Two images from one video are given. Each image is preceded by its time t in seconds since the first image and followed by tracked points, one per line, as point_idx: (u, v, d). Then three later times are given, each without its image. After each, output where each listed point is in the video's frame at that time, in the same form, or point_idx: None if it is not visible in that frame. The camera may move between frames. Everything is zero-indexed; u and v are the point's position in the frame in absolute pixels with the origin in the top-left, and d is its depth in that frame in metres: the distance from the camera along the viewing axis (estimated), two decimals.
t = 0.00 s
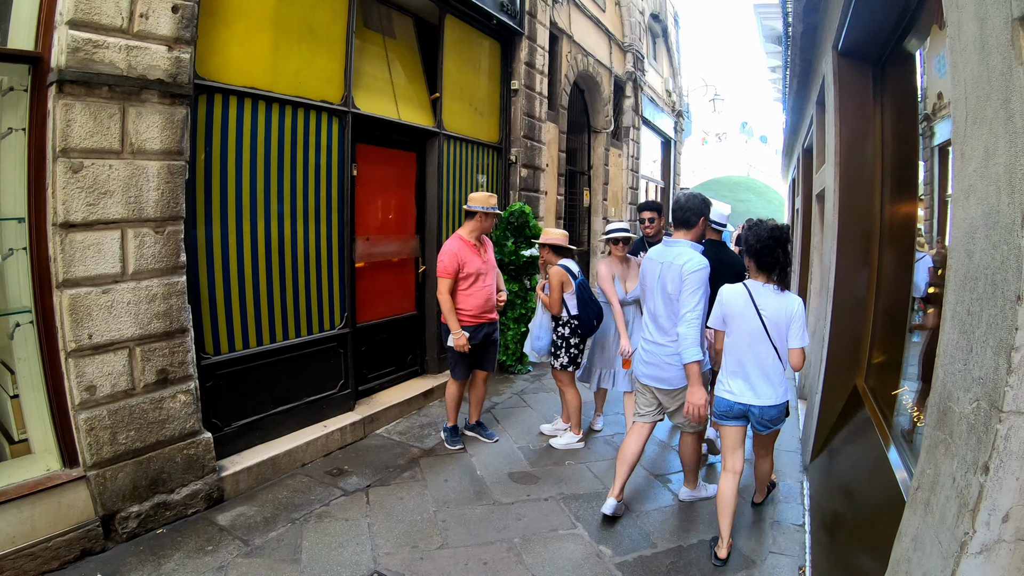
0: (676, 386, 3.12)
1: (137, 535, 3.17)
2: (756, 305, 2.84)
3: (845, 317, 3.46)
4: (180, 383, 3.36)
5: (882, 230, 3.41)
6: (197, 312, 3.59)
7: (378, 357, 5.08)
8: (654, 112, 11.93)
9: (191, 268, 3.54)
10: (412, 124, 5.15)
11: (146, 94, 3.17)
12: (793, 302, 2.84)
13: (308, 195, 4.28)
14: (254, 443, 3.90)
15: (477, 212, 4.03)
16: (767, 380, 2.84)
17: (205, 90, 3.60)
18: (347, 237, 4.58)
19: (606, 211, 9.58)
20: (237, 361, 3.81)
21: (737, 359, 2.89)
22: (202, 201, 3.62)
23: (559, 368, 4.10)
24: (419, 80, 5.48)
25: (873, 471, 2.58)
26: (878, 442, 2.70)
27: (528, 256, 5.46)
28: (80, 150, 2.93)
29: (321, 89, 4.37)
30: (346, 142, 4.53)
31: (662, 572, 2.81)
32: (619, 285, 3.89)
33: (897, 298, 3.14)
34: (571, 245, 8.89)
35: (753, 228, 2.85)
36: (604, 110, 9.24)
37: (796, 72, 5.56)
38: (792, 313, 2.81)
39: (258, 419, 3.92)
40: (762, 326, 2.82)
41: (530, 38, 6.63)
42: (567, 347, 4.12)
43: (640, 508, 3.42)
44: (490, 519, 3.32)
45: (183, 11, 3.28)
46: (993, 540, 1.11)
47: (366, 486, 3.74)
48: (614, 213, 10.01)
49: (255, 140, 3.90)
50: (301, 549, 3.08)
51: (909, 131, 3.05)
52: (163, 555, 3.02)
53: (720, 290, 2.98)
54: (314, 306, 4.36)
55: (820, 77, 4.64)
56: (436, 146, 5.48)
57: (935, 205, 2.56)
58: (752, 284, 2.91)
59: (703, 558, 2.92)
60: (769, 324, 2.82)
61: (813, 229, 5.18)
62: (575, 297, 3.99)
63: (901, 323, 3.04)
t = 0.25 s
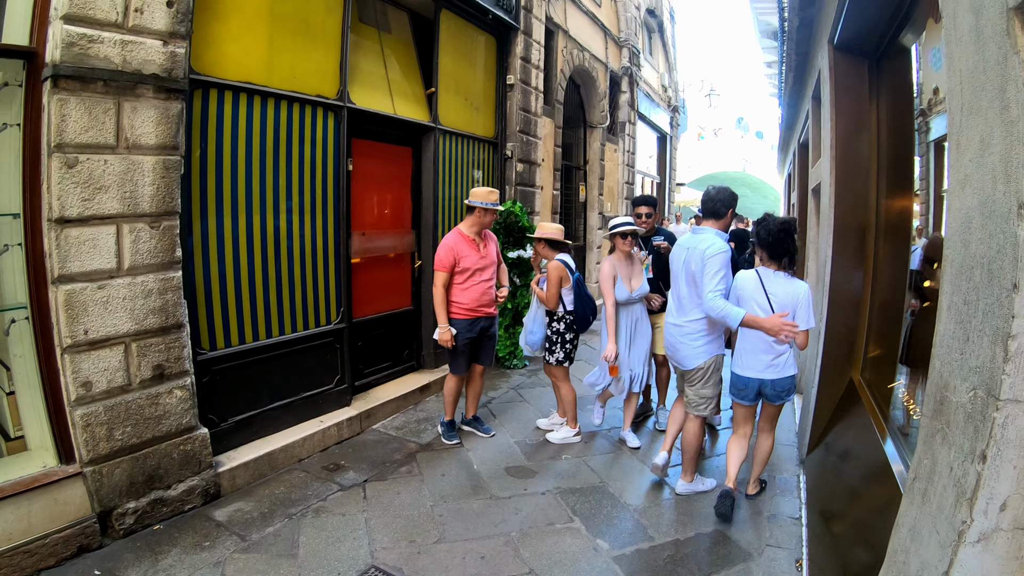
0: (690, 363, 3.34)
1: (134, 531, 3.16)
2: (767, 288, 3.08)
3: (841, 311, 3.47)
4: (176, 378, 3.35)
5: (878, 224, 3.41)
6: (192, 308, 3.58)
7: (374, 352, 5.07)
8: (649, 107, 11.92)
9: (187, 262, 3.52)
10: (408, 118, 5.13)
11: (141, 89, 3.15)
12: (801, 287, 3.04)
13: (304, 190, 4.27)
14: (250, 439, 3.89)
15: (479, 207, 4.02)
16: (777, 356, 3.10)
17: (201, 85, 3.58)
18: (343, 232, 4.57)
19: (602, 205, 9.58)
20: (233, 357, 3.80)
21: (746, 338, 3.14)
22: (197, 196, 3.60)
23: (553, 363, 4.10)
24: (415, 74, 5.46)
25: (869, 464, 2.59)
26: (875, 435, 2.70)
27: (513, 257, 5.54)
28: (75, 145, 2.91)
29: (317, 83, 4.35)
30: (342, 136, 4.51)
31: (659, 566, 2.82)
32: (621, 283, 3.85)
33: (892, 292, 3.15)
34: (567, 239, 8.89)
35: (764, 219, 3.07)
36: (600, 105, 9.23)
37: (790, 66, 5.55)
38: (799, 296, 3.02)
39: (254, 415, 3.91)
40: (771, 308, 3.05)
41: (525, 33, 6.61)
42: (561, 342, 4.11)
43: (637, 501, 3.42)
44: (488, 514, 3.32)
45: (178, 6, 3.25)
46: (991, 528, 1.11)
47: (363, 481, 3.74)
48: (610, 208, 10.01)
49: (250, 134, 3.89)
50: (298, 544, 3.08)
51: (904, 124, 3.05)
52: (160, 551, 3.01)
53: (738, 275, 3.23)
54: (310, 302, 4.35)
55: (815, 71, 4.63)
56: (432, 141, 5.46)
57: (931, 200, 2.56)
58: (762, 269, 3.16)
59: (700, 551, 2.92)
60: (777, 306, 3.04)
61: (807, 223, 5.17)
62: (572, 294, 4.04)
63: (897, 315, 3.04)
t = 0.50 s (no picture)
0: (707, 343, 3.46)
1: (134, 525, 3.16)
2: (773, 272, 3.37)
3: (841, 303, 3.47)
4: (175, 372, 3.34)
5: (877, 216, 3.41)
6: (191, 301, 3.56)
7: (373, 345, 5.07)
8: (648, 100, 11.89)
9: (185, 255, 3.51)
10: (407, 111, 5.11)
11: (138, 81, 3.13)
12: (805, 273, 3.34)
13: (302, 183, 4.25)
14: (249, 432, 3.89)
15: (480, 200, 3.99)
16: (781, 335, 3.33)
17: (198, 77, 3.56)
18: (342, 225, 4.56)
19: (601, 198, 9.57)
20: (231, 350, 3.79)
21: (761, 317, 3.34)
22: (195, 188, 3.58)
23: (548, 356, 4.09)
24: (413, 67, 5.43)
25: (868, 456, 2.59)
26: (874, 427, 2.70)
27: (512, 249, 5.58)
28: (73, 139, 2.89)
29: (315, 76, 4.32)
30: (340, 129, 4.49)
31: (658, 558, 2.82)
32: (621, 279, 3.72)
33: (892, 284, 3.14)
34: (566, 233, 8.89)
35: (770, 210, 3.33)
36: (598, 98, 9.20)
37: (790, 58, 5.53)
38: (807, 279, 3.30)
39: (254, 408, 3.91)
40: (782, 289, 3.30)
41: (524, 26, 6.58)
42: (557, 335, 4.10)
43: (637, 494, 3.43)
44: (487, 506, 3.32)
45: None
46: (993, 519, 1.11)
47: (363, 474, 3.74)
48: (609, 201, 10.01)
49: (249, 127, 3.86)
50: (297, 537, 3.08)
51: (904, 116, 3.04)
52: (159, 545, 3.01)
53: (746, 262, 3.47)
54: (309, 295, 4.34)
55: (814, 63, 4.61)
56: (430, 134, 5.44)
57: (930, 193, 2.55)
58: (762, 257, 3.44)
59: (699, 543, 2.93)
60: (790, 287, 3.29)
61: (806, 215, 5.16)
62: (569, 287, 4.05)
63: (896, 308, 3.04)
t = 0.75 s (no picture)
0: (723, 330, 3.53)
1: (135, 518, 3.17)
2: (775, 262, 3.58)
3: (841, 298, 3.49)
4: (175, 365, 3.34)
5: (878, 210, 3.40)
6: (191, 295, 3.57)
7: (374, 338, 5.07)
8: (649, 93, 11.86)
9: (185, 249, 3.50)
10: (407, 104, 5.09)
11: (138, 75, 3.12)
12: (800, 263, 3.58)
13: (303, 176, 4.24)
14: (250, 426, 3.89)
15: (482, 192, 3.99)
16: (785, 323, 3.55)
17: (198, 70, 3.55)
18: (342, 218, 4.55)
19: (601, 191, 9.56)
20: (232, 343, 3.79)
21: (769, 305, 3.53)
22: (196, 182, 3.58)
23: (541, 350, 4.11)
24: (413, 60, 5.41)
25: (867, 450, 2.60)
26: (874, 421, 2.71)
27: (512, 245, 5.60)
28: (73, 132, 2.89)
29: (315, 69, 4.31)
30: (341, 122, 4.48)
31: (658, 551, 2.83)
32: (609, 273, 3.62)
33: (892, 278, 3.14)
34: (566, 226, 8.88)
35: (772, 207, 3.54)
36: (599, 91, 9.18)
37: (791, 51, 5.51)
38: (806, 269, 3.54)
39: (254, 401, 3.92)
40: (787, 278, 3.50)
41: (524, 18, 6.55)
42: (549, 328, 4.13)
43: (637, 487, 3.44)
44: (487, 499, 3.34)
45: None
46: (992, 512, 1.11)
47: (363, 467, 3.75)
48: (609, 194, 10.00)
49: (249, 120, 3.85)
50: (298, 530, 3.09)
51: (905, 110, 3.03)
52: (160, 538, 3.02)
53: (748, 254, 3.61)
54: (310, 289, 4.34)
55: (816, 57, 4.59)
56: (431, 127, 5.43)
57: (930, 188, 2.55)
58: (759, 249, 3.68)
59: (699, 536, 2.94)
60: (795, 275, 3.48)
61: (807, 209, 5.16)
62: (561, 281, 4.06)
63: (896, 302, 3.05)
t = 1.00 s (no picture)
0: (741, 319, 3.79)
1: (139, 512, 3.19)
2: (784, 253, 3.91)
3: (844, 293, 3.48)
4: (179, 360, 3.36)
5: (881, 207, 3.39)
6: (196, 290, 3.58)
7: (377, 334, 5.09)
8: (653, 89, 11.84)
9: (190, 244, 3.52)
10: (410, 100, 5.09)
11: (142, 70, 3.12)
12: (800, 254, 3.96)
13: (306, 172, 4.25)
14: (254, 420, 3.91)
15: (484, 187, 3.99)
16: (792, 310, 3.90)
17: (202, 66, 3.55)
18: (346, 214, 4.56)
19: (604, 187, 9.55)
20: (236, 338, 3.81)
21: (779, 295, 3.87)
22: (199, 177, 3.58)
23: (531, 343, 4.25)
24: (417, 55, 5.40)
25: (868, 447, 2.60)
26: (876, 418, 2.71)
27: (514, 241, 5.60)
28: (77, 128, 2.89)
29: (319, 65, 4.31)
30: (344, 118, 4.49)
31: (659, 546, 2.84)
32: (588, 270, 3.59)
33: (894, 275, 3.13)
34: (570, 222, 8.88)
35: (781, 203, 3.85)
36: (603, 87, 9.17)
37: (795, 48, 5.49)
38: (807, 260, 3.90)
39: (258, 395, 3.93)
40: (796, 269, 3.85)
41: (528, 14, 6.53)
42: (541, 321, 4.24)
43: (639, 482, 3.45)
44: (490, 494, 3.35)
45: None
46: (992, 508, 1.12)
47: (366, 462, 3.76)
48: (613, 190, 10.00)
49: (252, 116, 3.86)
50: (301, 524, 3.11)
51: (909, 106, 3.02)
52: (164, 532, 3.04)
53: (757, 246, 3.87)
54: (313, 284, 4.36)
55: (820, 54, 4.59)
56: (434, 123, 5.43)
57: (934, 185, 2.54)
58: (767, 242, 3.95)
59: (701, 532, 2.95)
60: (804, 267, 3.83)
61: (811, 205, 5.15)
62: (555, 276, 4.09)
63: (898, 297, 3.03)
